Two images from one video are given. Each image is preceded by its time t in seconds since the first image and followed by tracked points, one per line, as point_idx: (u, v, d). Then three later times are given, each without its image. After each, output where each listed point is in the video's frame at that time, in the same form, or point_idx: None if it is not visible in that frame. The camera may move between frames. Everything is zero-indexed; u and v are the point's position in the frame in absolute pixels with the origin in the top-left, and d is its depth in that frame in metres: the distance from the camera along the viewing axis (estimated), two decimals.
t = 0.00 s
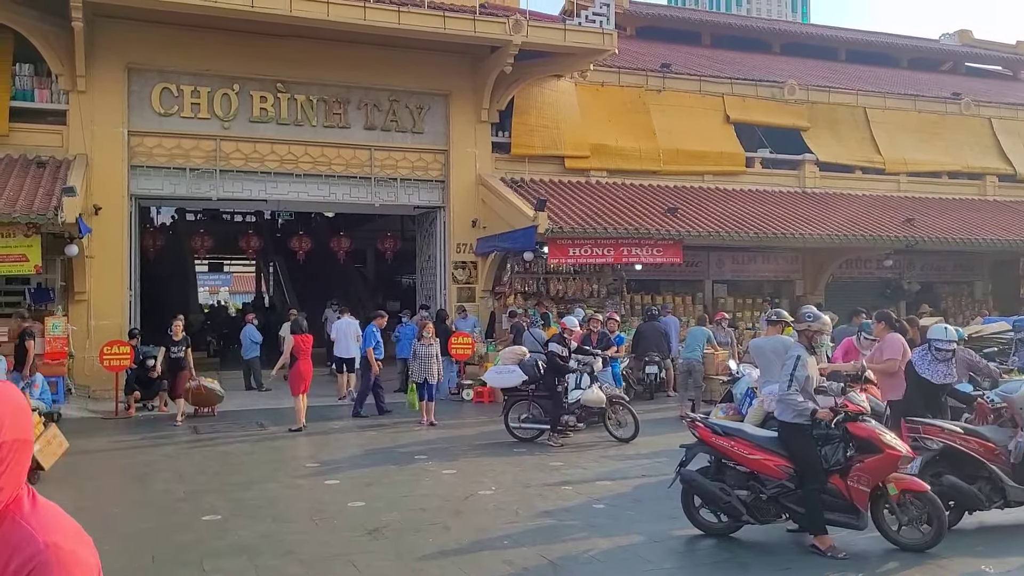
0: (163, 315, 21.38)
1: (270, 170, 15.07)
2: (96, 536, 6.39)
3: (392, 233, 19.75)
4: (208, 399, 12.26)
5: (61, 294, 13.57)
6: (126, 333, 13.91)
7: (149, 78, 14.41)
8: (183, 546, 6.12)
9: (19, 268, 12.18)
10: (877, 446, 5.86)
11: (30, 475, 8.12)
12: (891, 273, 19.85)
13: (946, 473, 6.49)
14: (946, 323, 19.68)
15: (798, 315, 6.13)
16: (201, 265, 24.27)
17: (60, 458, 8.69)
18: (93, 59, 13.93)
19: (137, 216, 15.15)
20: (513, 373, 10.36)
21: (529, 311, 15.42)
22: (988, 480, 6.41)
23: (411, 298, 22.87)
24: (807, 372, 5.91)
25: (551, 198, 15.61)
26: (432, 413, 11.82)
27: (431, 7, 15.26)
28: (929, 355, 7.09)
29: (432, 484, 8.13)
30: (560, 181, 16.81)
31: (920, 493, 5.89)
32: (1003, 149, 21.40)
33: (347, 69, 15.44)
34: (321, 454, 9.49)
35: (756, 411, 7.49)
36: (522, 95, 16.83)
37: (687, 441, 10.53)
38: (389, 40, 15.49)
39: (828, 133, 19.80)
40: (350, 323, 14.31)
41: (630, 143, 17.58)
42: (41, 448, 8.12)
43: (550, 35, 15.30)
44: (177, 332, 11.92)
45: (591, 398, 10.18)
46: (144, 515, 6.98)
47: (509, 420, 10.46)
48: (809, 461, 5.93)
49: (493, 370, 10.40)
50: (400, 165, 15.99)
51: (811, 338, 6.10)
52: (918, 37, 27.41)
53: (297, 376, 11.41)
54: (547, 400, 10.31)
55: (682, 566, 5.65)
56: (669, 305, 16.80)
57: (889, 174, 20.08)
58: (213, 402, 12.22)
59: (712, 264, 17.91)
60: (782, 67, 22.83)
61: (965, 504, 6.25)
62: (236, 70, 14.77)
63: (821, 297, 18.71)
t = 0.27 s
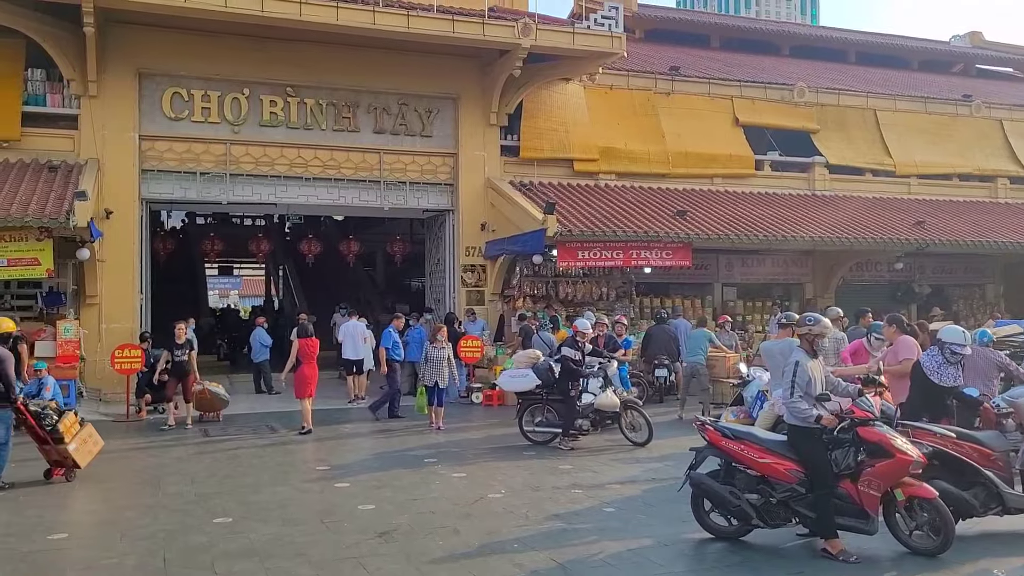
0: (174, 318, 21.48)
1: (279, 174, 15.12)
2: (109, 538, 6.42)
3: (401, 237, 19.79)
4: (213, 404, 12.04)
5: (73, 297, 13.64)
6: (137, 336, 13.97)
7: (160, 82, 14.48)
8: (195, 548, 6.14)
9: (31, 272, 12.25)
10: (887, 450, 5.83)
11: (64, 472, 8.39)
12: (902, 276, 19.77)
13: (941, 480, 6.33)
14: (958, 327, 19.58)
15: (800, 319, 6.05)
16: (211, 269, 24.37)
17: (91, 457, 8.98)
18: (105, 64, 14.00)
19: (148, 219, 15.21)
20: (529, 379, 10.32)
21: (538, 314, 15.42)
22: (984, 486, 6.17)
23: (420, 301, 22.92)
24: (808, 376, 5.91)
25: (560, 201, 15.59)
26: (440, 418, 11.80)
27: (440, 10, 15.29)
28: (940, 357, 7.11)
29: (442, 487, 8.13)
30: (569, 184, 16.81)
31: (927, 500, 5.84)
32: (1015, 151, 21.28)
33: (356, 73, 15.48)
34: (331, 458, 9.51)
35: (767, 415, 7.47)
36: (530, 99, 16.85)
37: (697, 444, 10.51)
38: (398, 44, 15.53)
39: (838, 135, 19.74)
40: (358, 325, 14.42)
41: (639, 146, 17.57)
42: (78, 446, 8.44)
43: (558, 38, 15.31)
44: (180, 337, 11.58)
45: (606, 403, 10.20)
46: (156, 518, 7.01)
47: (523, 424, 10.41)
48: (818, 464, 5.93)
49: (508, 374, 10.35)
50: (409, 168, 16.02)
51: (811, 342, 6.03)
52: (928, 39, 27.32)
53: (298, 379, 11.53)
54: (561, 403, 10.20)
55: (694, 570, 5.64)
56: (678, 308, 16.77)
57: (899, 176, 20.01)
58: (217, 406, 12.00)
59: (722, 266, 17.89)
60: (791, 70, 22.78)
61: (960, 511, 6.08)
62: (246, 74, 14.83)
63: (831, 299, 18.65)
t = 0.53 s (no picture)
0: (190, 322, 21.60)
1: (294, 178, 15.18)
2: (127, 540, 6.46)
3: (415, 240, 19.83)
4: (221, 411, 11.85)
5: (90, 301, 13.74)
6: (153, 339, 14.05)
7: (176, 87, 14.58)
8: (212, 550, 6.18)
9: (49, 276, 12.34)
10: (906, 455, 5.80)
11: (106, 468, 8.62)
12: (919, 277, 19.63)
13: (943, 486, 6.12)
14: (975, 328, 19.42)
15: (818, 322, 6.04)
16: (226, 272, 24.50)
17: (130, 458, 9.24)
18: (121, 69, 14.11)
19: (164, 223, 15.31)
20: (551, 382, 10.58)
21: (552, 317, 15.41)
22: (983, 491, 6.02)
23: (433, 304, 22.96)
24: (828, 379, 5.85)
25: (574, 203, 15.58)
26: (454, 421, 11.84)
27: (453, 14, 15.33)
28: (957, 360, 6.95)
29: (457, 489, 8.14)
30: (583, 186, 16.80)
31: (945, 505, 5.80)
32: None
33: (370, 77, 15.54)
34: (346, 460, 9.54)
35: (783, 418, 7.43)
36: (544, 101, 16.85)
37: (712, 447, 10.47)
38: (411, 48, 15.58)
39: (853, 136, 19.64)
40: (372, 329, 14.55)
41: (653, 148, 17.54)
42: (118, 444, 8.70)
43: (571, 40, 15.31)
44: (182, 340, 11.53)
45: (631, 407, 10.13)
46: (173, 520, 7.05)
47: (545, 427, 10.37)
48: (835, 469, 5.87)
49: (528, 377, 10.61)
50: (422, 171, 16.06)
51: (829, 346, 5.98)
52: (944, 39, 27.16)
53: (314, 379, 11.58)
54: (581, 406, 10.22)
55: (710, 572, 5.62)
56: (693, 310, 16.72)
57: (915, 177, 19.88)
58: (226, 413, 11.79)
59: (736, 269, 17.82)
60: (806, 71, 22.68)
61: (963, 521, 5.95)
62: (261, 78, 14.91)
63: (847, 301, 18.54)
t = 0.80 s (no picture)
0: (212, 326, 21.78)
1: (314, 182, 15.26)
2: (152, 542, 6.52)
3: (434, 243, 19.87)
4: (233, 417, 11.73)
5: (115, 305, 13.88)
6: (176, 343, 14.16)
7: (198, 93, 14.71)
8: (235, 552, 6.22)
9: (74, 281, 12.48)
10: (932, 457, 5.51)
11: (155, 467, 8.87)
12: (943, 277, 19.43)
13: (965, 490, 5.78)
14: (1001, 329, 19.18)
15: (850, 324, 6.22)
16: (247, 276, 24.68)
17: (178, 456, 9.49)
18: (143, 76, 14.26)
19: (186, 228, 15.44)
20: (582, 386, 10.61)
21: (572, 320, 15.37)
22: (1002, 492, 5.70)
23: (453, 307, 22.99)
24: (854, 379, 6.14)
25: (593, 205, 15.55)
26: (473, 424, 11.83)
27: (471, 17, 15.37)
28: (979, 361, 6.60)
29: (478, 492, 8.14)
30: (603, 188, 16.78)
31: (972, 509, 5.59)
32: None
33: (389, 81, 15.61)
34: (368, 463, 9.57)
35: (805, 418, 7.35)
36: (563, 103, 16.83)
37: (735, 449, 10.40)
38: (432, 51, 15.64)
39: (875, 136, 19.48)
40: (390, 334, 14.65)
41: (673, 149, 17.49)
42: (165, 443, 8.95)
43: (590, 42, 15.29)
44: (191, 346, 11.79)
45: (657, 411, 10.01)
46: (197, 522, 7.11)
47: (576, 429, 10.34)
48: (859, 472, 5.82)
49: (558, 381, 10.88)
50: (442, 174, 16.10)
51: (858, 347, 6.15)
52: (967, 37, 26.88)
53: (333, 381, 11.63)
54: (612, 409, 10.15)
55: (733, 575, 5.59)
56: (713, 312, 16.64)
57: (939, 176, 19.68)
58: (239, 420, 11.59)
59: (758, 270, 17.71)
60: (826, 70, 22.53)
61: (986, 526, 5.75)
62: (281, 84, 15.01)
63: (869, 302, 18.40)
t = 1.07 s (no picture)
0: (236, 328, 21.95)
1: (336, 184, 15.34)
2: (179, 542, 6.58)
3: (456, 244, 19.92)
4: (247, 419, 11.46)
5: (141, 308, 14.04)
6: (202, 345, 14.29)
7: (221, 97, 14.84)
8: (262, 552, 6.26)
9: (101, 284, 12.63)
10: (960, 458, 5.74)
11: (203, 463, 9.18)
12: (970, 275, 19.19)
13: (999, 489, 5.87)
14: None
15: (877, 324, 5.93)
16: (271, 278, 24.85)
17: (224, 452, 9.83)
18: (168, 80, 14.41)
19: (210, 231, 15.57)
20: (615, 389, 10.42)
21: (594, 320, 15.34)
22: None
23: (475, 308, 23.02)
24: (880, 380, 5.84)
25: (614, 205, 15.50)
26: (495, 425, 11.76)
27: (491, 17, 15.38)
28: (1004, 359, 6.41)
29: (501, 492, 8.15)
30: (624, 187, 16.73)
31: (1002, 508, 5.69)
32: None
33: (410, 83, 15.65)
34: (392, 464, 9.60)
35: (831, 418, 7.27)
36: (584, 103, 16.79)
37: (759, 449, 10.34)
38: (452, 53, 15.65)
39: (900, 132, 19.28)
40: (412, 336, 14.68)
41: (695, 147, 17.40)
42: (213, 441, 9.29)
43: (611, 41, 15.25)
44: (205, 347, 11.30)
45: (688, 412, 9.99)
46: (224, 522, 7.17)
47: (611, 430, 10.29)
48: (889, 472, 5.78)
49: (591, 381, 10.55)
50: (463, 175, 16.13)
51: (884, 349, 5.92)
52: (993, 31, 26.54)
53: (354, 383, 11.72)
54: (645, 411, 10.34)
55: None
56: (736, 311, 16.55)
57: (965, 173, 19.44)
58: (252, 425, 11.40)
59: (782, 268, 17.58)
60: (850, 66, 22.33)
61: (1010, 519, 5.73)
62: (303, 86, 15.09)
63: (895, 300, 18.21)
